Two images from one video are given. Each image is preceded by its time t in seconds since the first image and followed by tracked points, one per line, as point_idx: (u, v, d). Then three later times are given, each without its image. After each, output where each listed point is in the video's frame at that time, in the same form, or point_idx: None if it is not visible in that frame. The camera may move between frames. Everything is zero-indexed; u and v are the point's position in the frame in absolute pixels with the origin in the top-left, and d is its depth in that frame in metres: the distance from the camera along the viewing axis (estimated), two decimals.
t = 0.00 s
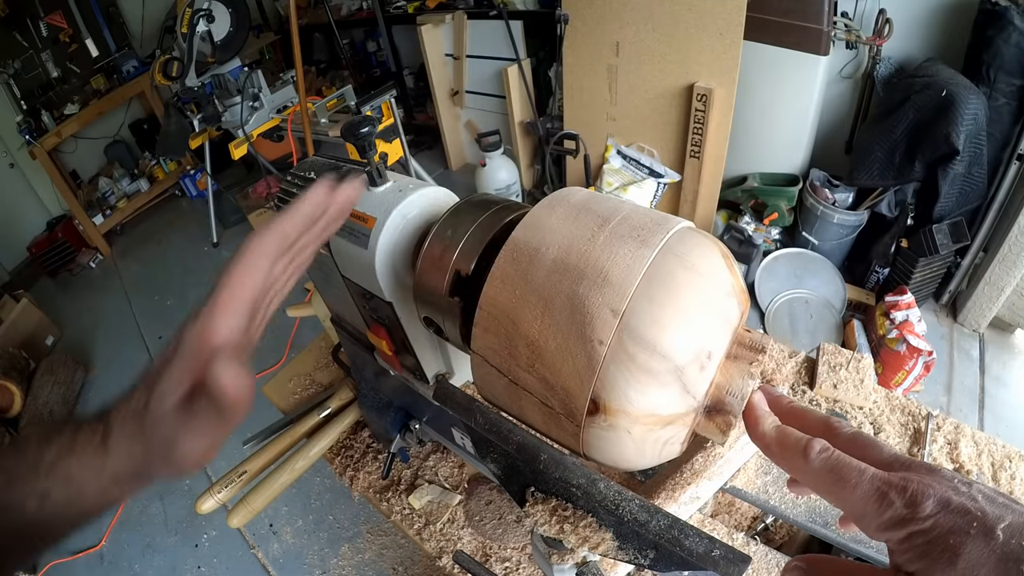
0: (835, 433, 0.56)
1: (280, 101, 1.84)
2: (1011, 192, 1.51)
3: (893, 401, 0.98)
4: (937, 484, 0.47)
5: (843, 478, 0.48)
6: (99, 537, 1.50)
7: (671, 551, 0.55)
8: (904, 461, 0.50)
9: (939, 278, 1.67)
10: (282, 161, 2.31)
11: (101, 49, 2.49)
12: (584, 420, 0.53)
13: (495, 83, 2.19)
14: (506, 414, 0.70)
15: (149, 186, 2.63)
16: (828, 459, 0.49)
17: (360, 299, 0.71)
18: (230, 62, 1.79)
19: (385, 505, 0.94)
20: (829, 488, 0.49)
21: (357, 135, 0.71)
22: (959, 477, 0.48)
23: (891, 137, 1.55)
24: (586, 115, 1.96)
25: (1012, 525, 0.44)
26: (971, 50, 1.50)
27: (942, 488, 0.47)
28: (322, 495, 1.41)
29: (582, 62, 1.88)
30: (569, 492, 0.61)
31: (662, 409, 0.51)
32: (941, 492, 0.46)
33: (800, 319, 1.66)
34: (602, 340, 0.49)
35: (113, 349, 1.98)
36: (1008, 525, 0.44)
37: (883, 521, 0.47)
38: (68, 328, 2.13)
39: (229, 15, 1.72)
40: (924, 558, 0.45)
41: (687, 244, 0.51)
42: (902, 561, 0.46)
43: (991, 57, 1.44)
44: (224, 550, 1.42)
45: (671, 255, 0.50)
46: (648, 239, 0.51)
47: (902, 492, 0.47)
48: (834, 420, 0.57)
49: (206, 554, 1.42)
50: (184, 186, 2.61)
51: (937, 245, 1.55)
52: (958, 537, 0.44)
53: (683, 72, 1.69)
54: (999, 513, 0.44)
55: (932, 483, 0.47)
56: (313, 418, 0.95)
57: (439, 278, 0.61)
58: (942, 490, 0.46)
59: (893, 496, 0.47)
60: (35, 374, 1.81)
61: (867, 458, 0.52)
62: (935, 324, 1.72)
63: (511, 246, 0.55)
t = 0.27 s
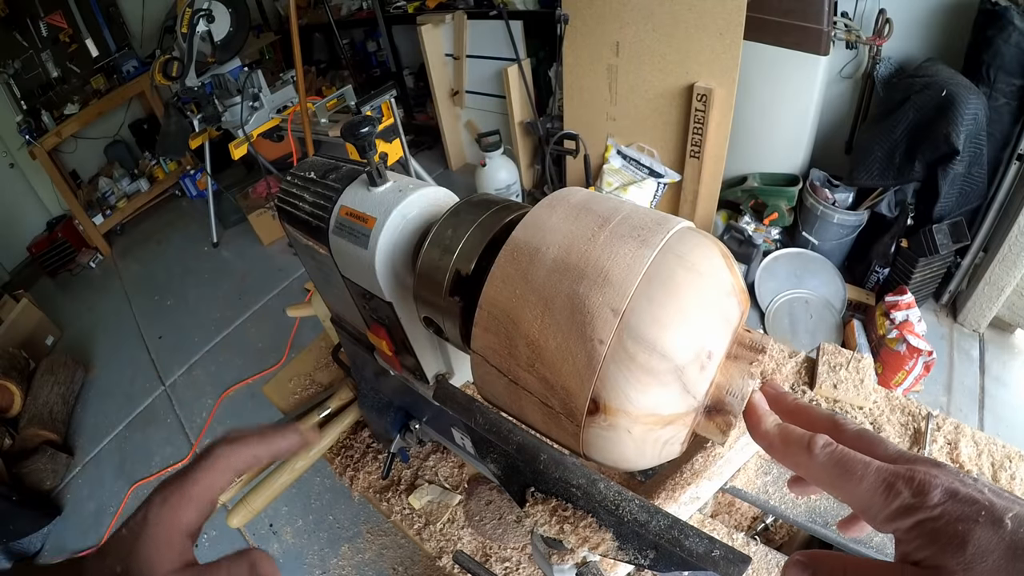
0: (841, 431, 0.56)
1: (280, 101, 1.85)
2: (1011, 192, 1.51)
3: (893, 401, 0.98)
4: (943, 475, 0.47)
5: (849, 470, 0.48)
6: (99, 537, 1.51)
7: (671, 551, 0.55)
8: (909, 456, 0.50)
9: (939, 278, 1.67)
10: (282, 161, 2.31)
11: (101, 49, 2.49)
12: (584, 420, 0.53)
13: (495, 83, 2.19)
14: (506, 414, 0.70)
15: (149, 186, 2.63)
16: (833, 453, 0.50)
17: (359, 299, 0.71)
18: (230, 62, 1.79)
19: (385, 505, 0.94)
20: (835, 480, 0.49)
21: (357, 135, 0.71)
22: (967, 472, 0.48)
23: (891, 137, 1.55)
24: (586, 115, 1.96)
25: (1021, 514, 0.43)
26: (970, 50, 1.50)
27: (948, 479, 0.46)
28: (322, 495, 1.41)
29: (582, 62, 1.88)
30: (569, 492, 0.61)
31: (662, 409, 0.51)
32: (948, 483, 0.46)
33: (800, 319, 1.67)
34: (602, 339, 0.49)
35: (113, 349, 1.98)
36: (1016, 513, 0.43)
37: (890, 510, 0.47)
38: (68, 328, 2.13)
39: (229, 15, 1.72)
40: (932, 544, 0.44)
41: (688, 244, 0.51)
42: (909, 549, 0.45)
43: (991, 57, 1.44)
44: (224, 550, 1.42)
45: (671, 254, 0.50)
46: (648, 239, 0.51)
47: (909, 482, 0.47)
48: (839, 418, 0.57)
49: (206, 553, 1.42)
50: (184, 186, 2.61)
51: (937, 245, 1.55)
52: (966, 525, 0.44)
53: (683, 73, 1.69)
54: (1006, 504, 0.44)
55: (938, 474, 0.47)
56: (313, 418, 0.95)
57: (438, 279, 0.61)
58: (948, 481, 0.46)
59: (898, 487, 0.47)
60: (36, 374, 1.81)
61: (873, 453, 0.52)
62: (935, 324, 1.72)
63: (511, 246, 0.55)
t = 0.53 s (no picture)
0: (842, 435, 0.56)
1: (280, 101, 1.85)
2: (1011, 192, 1.51)
3: (894, 401, 0.98)
4: (943, 477, 0.47)
5: (849, 470, 0.48)
6: (99, 537, 1.51)
7: (671, 551, 0.55)
8: (909, 459, 0.50)
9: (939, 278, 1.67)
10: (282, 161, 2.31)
11: (101, 50, 2.50)
12: (584, 419, 0.53)
13: (495, 83, 2.19)
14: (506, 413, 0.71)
15: (149, 186, 2.63)
16: (834, 454, 0.50)
17: (359, 299, 0.71)
18: (230, 62, 1.79)
19: (385, 505, 0.94)
20: (836, 479, 0.49)
21: (357, 136, 0.71)
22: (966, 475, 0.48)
23: (890, 137, 1.55)
24: (586, 115, 1.96)
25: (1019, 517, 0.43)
26: (970, 50, 1.50)
27: (948, 480, 0.46)
28: (322, 495, 1.41)
29: (582, 62, 1.88)
30: (568, 492, 0.62)
31: (662, 409, 0.51)
32: (947, 484, 0.46)
33: (800, 319, 1.67)
34: (603, 339, 0.49)
35: (114, 349, 1.98)
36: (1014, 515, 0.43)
37: (889, 509, 0.47)
38: (68, 328, 2.13)
39: (229, 15, 1.72)
40: (931, 542, 0.44)
41: (688, 244, 0.51)
42: (908, 547, 0.45)
43: (991, 57, 1.44)
44: (224, 550, 1.42)
45: (672, 254, 0.50)
46: (649, 239, 0.51)
47: (909, 482, 0.47)
48: (839, 422, 0.57)
49: (206, 553, 1.42)
50: (184, 186, 2.61)
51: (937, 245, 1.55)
52: (966, 523, 0.43)
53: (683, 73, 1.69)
54: (1004, 507, 0.44)
55: (938, 475, 0.47)
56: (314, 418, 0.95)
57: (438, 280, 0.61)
58: (948, 482, 0.46)
59: (899, 486, 0.47)
60: (36, 373, 1.81)
61: (872, 456, 0.52)
62: (935, 325, 1.72)
63: (512, 246, 0.55)
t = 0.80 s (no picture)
0: (838, 434, 0.56)
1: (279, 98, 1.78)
2: (1011, 192, 1.51)
3: (894, 401, 0.98)
4: (941, 478, 0.47)
5: (850, 470, 0.48)
6: (99, 537, 1.51)
7: (671, 551, 0.55)
8: (906, 460, 0.51)
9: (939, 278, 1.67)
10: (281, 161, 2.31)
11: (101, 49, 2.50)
12: (584, 419, 0.53)
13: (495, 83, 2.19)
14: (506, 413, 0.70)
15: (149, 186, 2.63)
16: (834, 453, 0.49)
17: (359, 299, 0.71)
18: (230, 62, 1.79)
19: (385, 505, 0.94)
20: (836, 480, 0.49)
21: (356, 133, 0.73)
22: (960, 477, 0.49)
23: (890, 137, 1.55)
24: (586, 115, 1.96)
25: (1014, 520, 0.44)
26: (970, 50, 1.50)
27: (947, 482, 0.47)
28: (321, 495, 1.41)
29: (582, 61, 1.88)
30: (568, 492, 0.62)
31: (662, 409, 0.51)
32: (946, 485, 0.46)
33: (800, 319, 1.67)
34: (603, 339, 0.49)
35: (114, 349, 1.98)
36: (1010, 519, 0.44)
37: (889, 510, 0.47)
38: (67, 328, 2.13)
39: (229, 15, 1.72)
40: (932, 543, 0.44)
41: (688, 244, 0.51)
42: (908, 549, 0.45)
43: (991, 57, 1.44)
44: (224, 550, 1.42)
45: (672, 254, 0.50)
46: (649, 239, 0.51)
47: (909, 483, 0.47)
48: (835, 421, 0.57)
49: (206, 553, 1.42)
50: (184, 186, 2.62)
51: (937, 245, 1.55)
52: (964, 526, 0.44)
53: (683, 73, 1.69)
54: (1000, 510, 0.45)
55: (936, 477, 0.47)
56: (313, 418, 0.95)
57: (438, 279, 0.61)
58: (947, 484, 0.47)
59: (899, 487, 0.47)
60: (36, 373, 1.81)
61: (871, 457, 0.52)
62: (935, 324, 1.72)
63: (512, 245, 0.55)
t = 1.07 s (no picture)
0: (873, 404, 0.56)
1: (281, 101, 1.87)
2: (1011, 192, 1.51)
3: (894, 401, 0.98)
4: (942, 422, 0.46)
5: (846, 398, 0.50)
6: (99, 537, 1.51)
7: (671, 551, 0.55)
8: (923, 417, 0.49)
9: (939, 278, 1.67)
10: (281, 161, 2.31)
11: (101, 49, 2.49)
12: (586, 415, 0.53)
13: (495, 83, 2.19)
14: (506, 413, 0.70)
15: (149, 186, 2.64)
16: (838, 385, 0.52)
17: (359, 299, 0.71)
18: (230, 62, 1.79)
19: (385, 505, 0.94)
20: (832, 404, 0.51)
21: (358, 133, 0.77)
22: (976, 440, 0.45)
23: (890, 137, 1.55)
24: (586, 115, 1.96)
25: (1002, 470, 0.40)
26: (971, 50, 1.50)
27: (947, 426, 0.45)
28: (321, 495, 1.41)
29: (582, 62, 1.88)
30: (568, 492, 0.62)
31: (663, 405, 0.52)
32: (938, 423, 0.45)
33: (800, 319, 1.67)
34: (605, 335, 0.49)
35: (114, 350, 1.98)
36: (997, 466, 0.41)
37: (872, 429, 0.47)
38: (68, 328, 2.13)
39: (230, 15, 1.72)
40: (903, 459, 0.44)
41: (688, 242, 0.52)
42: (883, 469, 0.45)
43: (991, 57, 1.44)
44: (224, 550, 1.42)
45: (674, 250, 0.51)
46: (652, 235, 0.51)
47: (899, 411, 0.47)
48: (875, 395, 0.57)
49: (206, 554, 1.42)
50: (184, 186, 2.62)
51: (937, 245, 1.55)
52: (938, 449, 0.42)
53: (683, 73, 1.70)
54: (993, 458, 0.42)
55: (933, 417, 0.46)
56: (313, 418, 0.95)
57: (439, 278, 0.61)
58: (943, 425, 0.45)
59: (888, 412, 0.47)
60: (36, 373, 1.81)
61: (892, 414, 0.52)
62: (935, 324, 1.72)
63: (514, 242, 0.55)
